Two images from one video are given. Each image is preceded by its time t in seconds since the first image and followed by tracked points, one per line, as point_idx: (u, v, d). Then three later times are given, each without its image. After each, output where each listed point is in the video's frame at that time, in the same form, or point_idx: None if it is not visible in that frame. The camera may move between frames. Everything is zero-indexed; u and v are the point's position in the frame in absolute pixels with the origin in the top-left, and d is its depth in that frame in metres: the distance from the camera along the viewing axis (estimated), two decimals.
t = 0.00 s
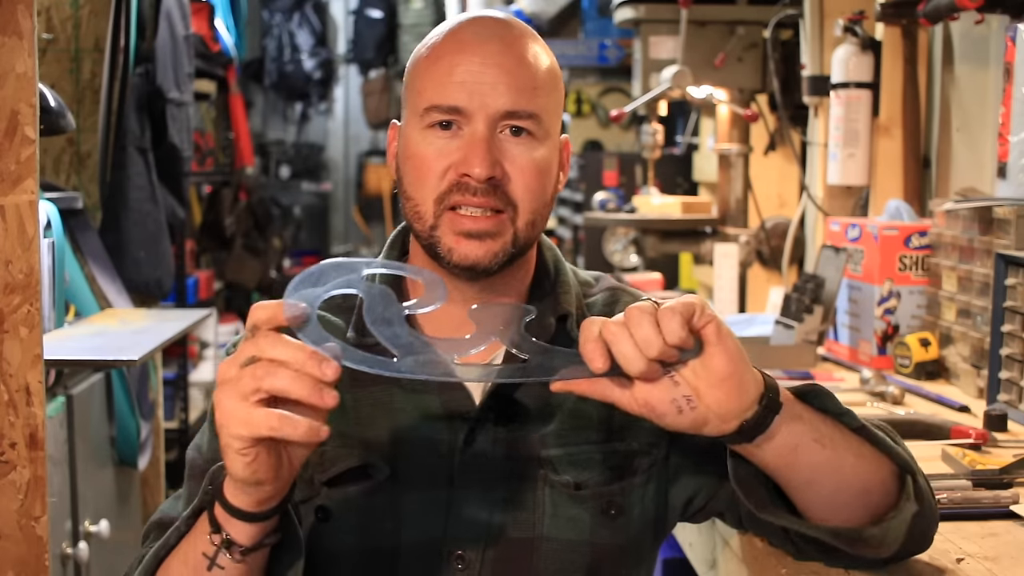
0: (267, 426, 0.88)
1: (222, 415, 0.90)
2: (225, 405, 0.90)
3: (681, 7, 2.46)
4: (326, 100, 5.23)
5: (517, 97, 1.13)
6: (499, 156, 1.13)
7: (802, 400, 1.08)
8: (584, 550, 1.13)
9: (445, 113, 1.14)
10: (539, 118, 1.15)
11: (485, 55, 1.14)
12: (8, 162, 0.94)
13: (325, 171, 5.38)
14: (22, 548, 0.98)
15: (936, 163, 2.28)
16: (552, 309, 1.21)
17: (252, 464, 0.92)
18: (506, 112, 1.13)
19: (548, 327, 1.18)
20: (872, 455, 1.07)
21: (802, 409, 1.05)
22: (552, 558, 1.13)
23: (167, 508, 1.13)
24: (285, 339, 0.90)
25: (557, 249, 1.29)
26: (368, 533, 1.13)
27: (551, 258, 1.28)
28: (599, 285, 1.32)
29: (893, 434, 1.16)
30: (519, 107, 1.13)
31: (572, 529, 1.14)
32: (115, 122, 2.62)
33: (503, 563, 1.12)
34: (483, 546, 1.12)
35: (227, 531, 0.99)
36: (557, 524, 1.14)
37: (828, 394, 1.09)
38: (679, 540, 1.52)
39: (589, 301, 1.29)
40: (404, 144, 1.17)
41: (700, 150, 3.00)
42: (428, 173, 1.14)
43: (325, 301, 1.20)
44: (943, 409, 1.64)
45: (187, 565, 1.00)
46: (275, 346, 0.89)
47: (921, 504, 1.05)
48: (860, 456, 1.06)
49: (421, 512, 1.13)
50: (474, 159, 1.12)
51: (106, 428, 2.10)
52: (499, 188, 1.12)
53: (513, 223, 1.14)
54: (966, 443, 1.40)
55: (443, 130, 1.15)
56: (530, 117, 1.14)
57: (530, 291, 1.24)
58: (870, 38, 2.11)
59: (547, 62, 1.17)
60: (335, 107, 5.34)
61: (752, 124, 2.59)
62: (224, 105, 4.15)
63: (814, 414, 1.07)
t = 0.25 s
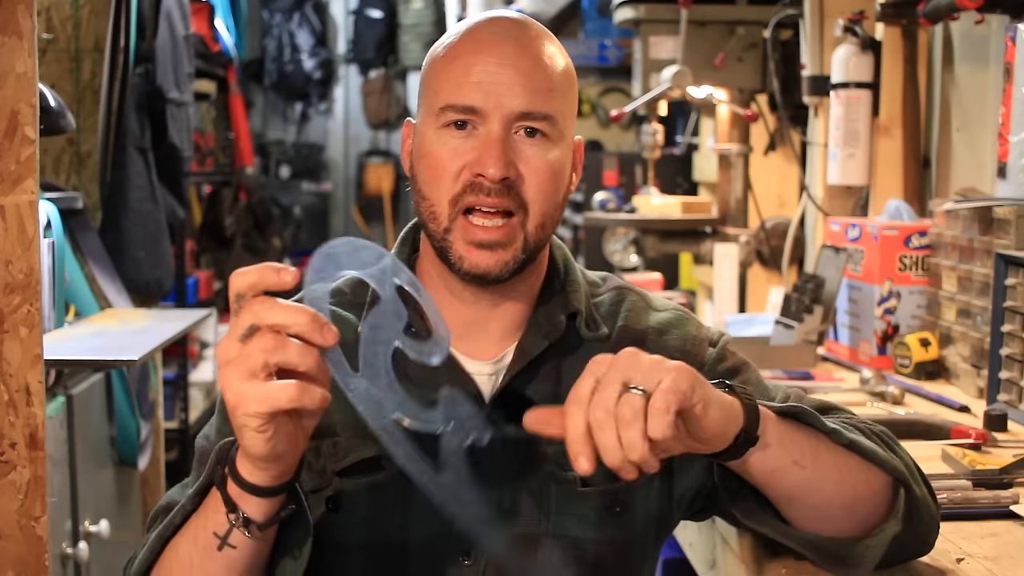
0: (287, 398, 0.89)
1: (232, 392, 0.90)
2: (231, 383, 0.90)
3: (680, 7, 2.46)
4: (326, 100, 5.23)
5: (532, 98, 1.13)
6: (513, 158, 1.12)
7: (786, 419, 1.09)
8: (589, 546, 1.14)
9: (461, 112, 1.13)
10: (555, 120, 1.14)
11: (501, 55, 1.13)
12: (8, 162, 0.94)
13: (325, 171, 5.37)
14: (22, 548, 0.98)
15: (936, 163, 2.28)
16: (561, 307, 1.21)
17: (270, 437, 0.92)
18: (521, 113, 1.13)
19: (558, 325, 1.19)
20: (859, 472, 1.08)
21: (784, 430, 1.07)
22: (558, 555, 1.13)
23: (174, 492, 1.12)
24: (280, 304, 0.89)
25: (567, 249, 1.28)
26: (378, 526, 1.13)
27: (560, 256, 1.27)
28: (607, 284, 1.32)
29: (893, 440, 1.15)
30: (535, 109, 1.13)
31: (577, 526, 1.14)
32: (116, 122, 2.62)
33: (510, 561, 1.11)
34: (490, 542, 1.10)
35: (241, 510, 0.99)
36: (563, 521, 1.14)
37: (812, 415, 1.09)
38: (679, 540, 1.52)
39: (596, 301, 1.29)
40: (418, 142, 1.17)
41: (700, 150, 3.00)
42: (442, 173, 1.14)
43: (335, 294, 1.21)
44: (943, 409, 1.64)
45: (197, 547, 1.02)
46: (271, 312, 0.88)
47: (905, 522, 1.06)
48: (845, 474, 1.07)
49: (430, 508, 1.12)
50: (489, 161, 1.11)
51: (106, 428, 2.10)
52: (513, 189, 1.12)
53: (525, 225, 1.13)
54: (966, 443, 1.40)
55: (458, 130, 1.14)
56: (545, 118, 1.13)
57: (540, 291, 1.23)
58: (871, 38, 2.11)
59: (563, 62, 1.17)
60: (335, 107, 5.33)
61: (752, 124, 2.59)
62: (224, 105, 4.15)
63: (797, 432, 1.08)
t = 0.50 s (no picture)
0: (418, 386, 0.90)
1: (366, 360, 0.91)
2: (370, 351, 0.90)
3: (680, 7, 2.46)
4: (326, 100, 5.23)
5: (546, 111, 1.12)
6: (526, 170, 1.11)
7: (771, 420, 1.08)
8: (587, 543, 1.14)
9: (474, 124, 1.12)
10: (566, 132, 1.13)
11: (515, 66, 1.11)
12: (8, 163, 0.94)
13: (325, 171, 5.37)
14: (22, 548, 0.98)
15: (936, 163, 2.28)
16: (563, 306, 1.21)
17: (371, 414, 0.92)
18: (534, 126, 1.11)
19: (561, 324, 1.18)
20: (844, 475, 1.07)
21: (765, 437, 1.05)
22: (558, 552, 1.13)
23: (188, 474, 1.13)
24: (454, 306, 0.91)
25: (568, 249, 1.27)
26: (380, 522, 1.13)
27: (562, 256, 1.26)
28: (608, 284, 1.32)
29: (886, 437, 1.15)
30: (548, 122, 1.12)
31: (576, 523, 1.14)
32: (116, 123, 2.62)
33: (509, 559, 1.10)
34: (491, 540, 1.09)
35: (308, 483, 0.98)
36: (561, 517, 1.13)
37: (794, 416, 1.08)
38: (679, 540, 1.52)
39: (597, 301, 1.28)
40: (428, 150, 1.15)
41: (700, 150, 3.00)
42: (453, 183, 1.12)
43: (341, 293, 1.26)
44: (943, 408, 1.64)
45: (248, 518, 0.99)
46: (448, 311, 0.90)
47: (892, 524, 1.06)
48: (829, 478, 1.06)
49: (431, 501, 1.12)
50: (502, 174, 1.10)
51: (106, 427, 2.10)
52: (525, 202, 1.11)
53: (535, 235, 1.13)
54: (966, 443, 1.40)
55: (470, 140, 1.12)
56: (557, 130, 1.12)
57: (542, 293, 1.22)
58: (870, 38, 2.11)
59: (573, 74, 1.16)
60: (335, 107, 5.33)
61: (752, 124, 2.59)
62: (223, 105, 4.15)
63: (782, 436, 1.06)
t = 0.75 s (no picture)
0: (399, 324, 0.90)
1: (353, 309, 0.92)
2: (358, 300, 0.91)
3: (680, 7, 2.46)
4: (326, 100, 5.23)
5: (543, 110, 1.11)
6: (524, 169, 1.11)
7: (773, 416, 1.08)
8: (589, 541, 1.14)
9: (471, 125, 1.12)
10: (564, 130, 1.13)
11: (511, 66, 1.11)
12: (8, 163, 0.94)
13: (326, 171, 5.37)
14: (21, 548, 0.98)
15: (936, 163, 2.28)
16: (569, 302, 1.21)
17: (367, 365, 0.93)
18: (531, 125, 1.11)
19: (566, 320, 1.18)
20: (846, 472, 1.08)
21: (768, 433, 1.06)
22: (558, 550, 1.13)
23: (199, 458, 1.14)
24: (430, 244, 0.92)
25: (572, 247, 1.30)
26: (391, 518, 1.16)
27: (565, 255, 1.28)
28: (612, 283, 1.32)
29: (890, 437, 1.15)
30: (545, 121, 1.11)
31: (578, 520, 1.14)
32: (115, 122, 2.62)
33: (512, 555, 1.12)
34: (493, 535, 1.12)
35: (317, 446, 0.98)
36: (563, 514, 1.14)
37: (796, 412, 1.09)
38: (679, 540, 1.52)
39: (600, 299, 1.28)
40: (428, 152, 1.15)
41: (699, 150, 3.00)
42: (452, 183, 1.12)
43: (347, 288, 1.27)
44: (943, 409, 1.64)
45: (262, 486, 1.00)
46: (422, 246, 0.92)
47: (894, 523, 1.06)
48: (830, 475, 1.07)
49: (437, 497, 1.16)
50: (499, 173, 1.10)
51: (106, 428, 2.10)
52: (523, 201, 1.11)
53: (535, 233, 1.12)
54: (966, 443, 1.40)
55: (468, 141, 1.12)
56: (554, 129, 1.12)
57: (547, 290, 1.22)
58: (870, 38, 2.11)
59: (570, 71, 1.16)
60: (335, 107, 5.34)
61: (752, 124, 2.59)
62: (223, 105, 4.15)
63: (784, 432, 1.07)
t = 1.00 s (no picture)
0: (413, 384, 0.90)
1: (368, 360, 0.92)
2: (373, 351, 0.92)
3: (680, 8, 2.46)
4: (326, 100, 5.23)
5: (527, 114, 1.11)
6: (511, 176, 1.11)
7: (772, 416, 1.08)
8: (588, 542, 1.14)
9: (456, 133, 1.11)
10: (551, 133, 1.12)
11: (494, 71, 1.11)
12: (8, 163, 0.94)
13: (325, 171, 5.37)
14: (21, 548, 0.98)
15: (936, 163, 2.28)
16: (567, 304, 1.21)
17: (376, 417, 0.94)
18: (516, 131, 1.11)
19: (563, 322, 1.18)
20: (846, 472, 1.07)
21: (768, 433, 1.06)
22: (556, 552, 1.13)
23: (200, 474, 1.14)
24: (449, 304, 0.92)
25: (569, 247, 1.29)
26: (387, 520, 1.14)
27: (562, 253, 1.28)
28: (611, 282, 1.32)
29: (889, 437, 1.15)
30: (530, 126, 1.11)
31: (576, 521, 1.14)
32: (115, 123, 2.62)
33: (510, 556, 1.12)
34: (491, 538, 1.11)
35: (325, 484, 0.98)
36: (561, 515, 1.13)
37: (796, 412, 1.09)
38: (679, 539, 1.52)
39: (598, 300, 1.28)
40: (416, 161, 1.15)
41: (699, 150, 3.00)
42: (440, 193, 1.12)
43: (345, 291, 1.26)
44: (943, 409, 1.64)
45: (268, 516, 1.00)
46: (440, 309, 0.91)
47: (892, 523, 1.06)
48: (829, 475, 1.07)
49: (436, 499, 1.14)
50: (486, 182, 1.10)
51: (106, 427, 2.10)
52: (511, 208, 1.11)
53: (525, 239, 1.12)
54: (966, 443, 1.40)
55: (453, 150, 1.12)
56: (541, 133, 1.12)
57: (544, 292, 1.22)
58: (871, 38, 2.11)
59: (556, 71, 1.15)
60: (335, 107, 5.34)
61: (752, 124, 2.59)
62: (223, 105, 4.15)
63: (783, 432, 1.07)
